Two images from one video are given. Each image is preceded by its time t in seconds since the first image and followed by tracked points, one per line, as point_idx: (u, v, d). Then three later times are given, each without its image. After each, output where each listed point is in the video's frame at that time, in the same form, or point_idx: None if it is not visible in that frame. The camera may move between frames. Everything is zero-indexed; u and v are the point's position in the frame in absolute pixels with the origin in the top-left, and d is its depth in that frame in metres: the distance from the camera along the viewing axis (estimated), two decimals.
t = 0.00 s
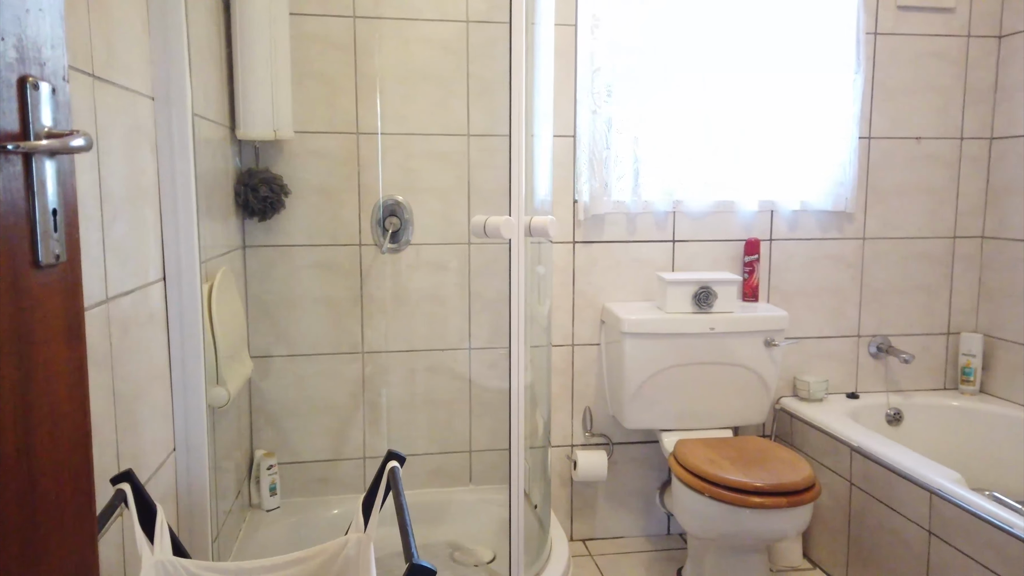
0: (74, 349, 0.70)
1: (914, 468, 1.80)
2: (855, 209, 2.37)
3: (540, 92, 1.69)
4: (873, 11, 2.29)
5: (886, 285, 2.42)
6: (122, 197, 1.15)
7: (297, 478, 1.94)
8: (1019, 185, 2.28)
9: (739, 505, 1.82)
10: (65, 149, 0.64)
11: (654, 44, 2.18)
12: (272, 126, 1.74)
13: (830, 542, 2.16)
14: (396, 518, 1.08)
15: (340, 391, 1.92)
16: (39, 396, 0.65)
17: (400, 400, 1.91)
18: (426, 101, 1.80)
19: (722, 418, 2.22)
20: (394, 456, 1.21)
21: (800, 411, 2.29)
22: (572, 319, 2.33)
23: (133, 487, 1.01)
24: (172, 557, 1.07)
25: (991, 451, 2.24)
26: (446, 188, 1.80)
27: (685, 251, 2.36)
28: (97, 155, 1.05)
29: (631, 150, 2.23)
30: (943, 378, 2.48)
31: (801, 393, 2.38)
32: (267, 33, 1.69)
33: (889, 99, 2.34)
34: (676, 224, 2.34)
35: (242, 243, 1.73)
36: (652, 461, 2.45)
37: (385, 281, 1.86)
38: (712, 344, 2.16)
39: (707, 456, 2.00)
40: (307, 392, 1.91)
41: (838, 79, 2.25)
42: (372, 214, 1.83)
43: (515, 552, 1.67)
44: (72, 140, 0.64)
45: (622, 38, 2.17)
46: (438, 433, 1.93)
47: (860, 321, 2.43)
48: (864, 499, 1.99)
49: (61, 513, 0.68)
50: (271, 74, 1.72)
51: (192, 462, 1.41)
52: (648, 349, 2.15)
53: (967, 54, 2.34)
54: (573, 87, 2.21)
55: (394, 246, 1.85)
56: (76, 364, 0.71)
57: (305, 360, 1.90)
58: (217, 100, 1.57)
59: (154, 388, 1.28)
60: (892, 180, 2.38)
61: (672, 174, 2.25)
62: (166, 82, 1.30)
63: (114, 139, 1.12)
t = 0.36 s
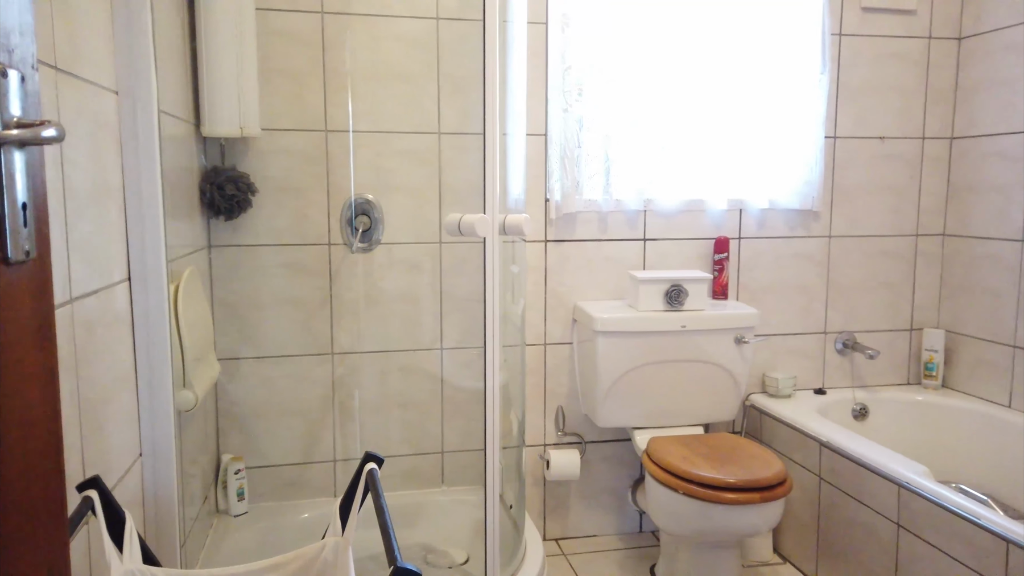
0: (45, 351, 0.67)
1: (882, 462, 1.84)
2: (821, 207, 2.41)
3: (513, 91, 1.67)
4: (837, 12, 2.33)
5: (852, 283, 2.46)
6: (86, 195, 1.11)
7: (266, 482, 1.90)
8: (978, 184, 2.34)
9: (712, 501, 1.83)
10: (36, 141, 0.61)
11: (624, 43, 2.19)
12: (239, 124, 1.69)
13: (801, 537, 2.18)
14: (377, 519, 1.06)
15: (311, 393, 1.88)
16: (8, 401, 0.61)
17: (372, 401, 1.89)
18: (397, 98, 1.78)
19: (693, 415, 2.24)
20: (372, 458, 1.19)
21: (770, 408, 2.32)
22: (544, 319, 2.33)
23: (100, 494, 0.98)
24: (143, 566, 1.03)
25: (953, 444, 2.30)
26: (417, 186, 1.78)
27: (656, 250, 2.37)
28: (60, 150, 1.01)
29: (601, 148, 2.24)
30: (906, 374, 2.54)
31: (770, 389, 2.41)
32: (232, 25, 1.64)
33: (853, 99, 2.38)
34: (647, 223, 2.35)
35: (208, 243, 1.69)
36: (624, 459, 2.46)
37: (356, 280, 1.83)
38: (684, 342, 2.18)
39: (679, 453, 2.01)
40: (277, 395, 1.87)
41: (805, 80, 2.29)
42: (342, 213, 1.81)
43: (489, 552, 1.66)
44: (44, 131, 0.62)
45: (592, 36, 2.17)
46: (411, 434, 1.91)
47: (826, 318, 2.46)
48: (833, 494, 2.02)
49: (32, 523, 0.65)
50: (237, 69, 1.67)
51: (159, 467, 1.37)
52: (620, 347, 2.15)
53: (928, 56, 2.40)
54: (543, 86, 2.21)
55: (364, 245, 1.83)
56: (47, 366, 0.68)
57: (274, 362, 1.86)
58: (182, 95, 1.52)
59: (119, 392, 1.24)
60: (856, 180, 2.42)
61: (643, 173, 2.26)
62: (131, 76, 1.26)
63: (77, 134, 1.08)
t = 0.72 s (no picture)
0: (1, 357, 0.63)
1: (851, 458, 1.86)
2: (788, 206, 2.43)
3: (484, 89, 1.64)
4: (803, 13, 2.35)
5: (817, 281, 2.49)
6: (40, 193, 1.06)
7: (232, 489, 1.85)
8: (940, 183, 2.39)
9: (684, 500, 1.84)
10: None
11: (593, 41, 2.18)
12: (200, 121, 1.64)
13: (771, 533, 2.20)
14: (351, 527, 1.03)
15: (277, 397, 1.84)
16: None
17: (341, 405, 1.85)
18: (365, 95, 1.74)
19: (664, 414, 2.24)
20: (344, 463, 1.16)
21: (739, 405, 2.33)
22: (514, 319, 2.31)
23: (57, 506, 0.93)
24: None
25: (917, 438, 2.34)
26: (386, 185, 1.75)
27: (626, 249, 2.37)
28: (12, 146, 0.96)
29: (571, 147, 2.23)
30: (871, 370, 2.58)
31: (738, 386, 2.42)
32: (191, 20, 1.59)
33: (818, 99, 2.41)
34: (617, 222, 2.34)
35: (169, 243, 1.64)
36: (596, 459, 2.45)
37: (324, 281, 1.79)
38: (654, 340, 2.18)
39: (651, 452, 2.00)
40: (242, 400, 1.82)
41: (771, 80, 2.31)
42: (308, 213, 1.76)
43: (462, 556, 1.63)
44: None
45: (561, 35, 2.17)
46: (382, 437, 1.87)
47: (793, 315, 2.49)
48: (802, 490, 2.04)
49: None
50: (198, 65, 1.62)
51: (120, 477, 1.32)
52: (591, 346, 2.14)
53: (890, 57, 2.44)
54: (513, 84, 2.19)
55: (332, 245, 1.78)
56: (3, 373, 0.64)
57: (239, 366, 1.81)
58: (141, 91, 1.47)
59: (77, 399, 1.19)
60: (822, 179, 2.45)
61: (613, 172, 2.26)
62: (87, 69, 1.21)
63: (31, 129, 1.03)
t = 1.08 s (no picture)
0: None
1: (823, 453, 1.87)
2: (757, 203, 2.44)
3: (455, 83, 1.61)
4: (771, 11, 2.37)
5: (787, 277, 2.51)
6: None
7: (196, 496, 1.78)
8: (905, 180, 2.42)
9: (659, 498, 1.83)
10: None
11: (564, 37, 2.16)
12: (160, 115, 1.58)
13: (743, 529, 2.21)
14: (325, 535, 0.99)
15: (243, 399, 1.78)
16: None
17: (310, 406, 1.80)
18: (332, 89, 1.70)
19: (637, 412, 2.23)
20: (316, 468, 1.13)
21: (710, 402, 2.34)
22: (486, 317, 2.28)
23: (11, 516, 0.89)
24: None
25: (885, 432, 2.37)
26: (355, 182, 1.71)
27: (598, 246, 2.35)
28: None
29: (542, 144, 2.20)
30: (839, 365, 2.61)
31: (710, 383, 2.43)
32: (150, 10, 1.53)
33: (786, 96, 2.42)
34: (589, 219, 2.33)
35: (127, 241, 1.58)
36: (568, 457, 2.44)
37: (291, 280, 1.74)
38: (627, 338, 2.17)
39: (625, 450, 1.99)
40: (206, 403, 1.76)
41: (741, 77, 2.31)
42: (273, 210, 1.70)
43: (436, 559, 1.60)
44: None
45: (532, 30, 2.14)
46: (351, 439, 1.83)
47: (763, 312, 2.50)
48: (775, 485, 2.05)
49: None
50: (158, 56, 1.56)
51: (78, 485, 1.26)
52: (564, 345, 2.12)
53: (856, 54, 2.46)
54: (483, 79, 2.16)
55: (299, 243, 1.72)
56: None
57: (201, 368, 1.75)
58: (97, 82, 1.41)
59: (30, 404, 1.13)
60: (791, 176, 2.47)
61: (585, 169, 2.25)
62: (40, 58, 1.15)
63: None
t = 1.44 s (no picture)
0: None
1: (792, 450, 1.87)
2: (724, 201, 2.45)
3: (422, 77, 1.57)
4: (737, 9, 2.37)
5: (754, 274, 2.52)
6: None
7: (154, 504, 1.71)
8: (869, 178, 2.45)
9: (631, 498, 1.81)
10: None
11: (532, 33, 2.14)
12: (115, 110, 1.52)
13: (713, 527, 2.21)
14: (292, 544, 0.96)
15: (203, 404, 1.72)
16: None
17: (274, 410, 1.74)
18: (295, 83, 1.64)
19: (608, 411, 2.22)
20: (281, 476, 1.10)
21: (679, 400, 2.34)
22: (454, 317, 2.25)
23: None
24: None
25: (850, 427, 2.40)
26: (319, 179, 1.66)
27: (566, 244, 2.33)
28: None
29: (511, 140, 2.18)
30: (805, 362, 2.63)
31: (678, 381, 2.43)
32: None
33: (753, 95, 2.43)
34: (557, 217, 2.31)
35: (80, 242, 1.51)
36: (538, 458, 2.41)
37: (253, 280, 1.68)
38: (596, 337, 2.15)
39: (596, 450, 1.97)
40: (164, 408, 1.69)
41: (708, 75, 2.32)
42: (233, 209, 1.65)
43: (406, 564, 1.56)
44: None
45: (499, 25, 2.11)
46: (317, 443, 1.78)
47: (731, 309, 2.51)
48: (744, 483, 2.05)
49: None
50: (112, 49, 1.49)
51: (27, 496, 1.19)
52: (534, 344, 2.10)
53: (821, 53, 2.48)
54: (450, 75, 2.13)
55: (261, 242, 1.66)
56: None
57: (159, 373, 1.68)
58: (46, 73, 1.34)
59: None
60: (757, 174, 2.48)
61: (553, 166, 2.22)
62: None
63: None
